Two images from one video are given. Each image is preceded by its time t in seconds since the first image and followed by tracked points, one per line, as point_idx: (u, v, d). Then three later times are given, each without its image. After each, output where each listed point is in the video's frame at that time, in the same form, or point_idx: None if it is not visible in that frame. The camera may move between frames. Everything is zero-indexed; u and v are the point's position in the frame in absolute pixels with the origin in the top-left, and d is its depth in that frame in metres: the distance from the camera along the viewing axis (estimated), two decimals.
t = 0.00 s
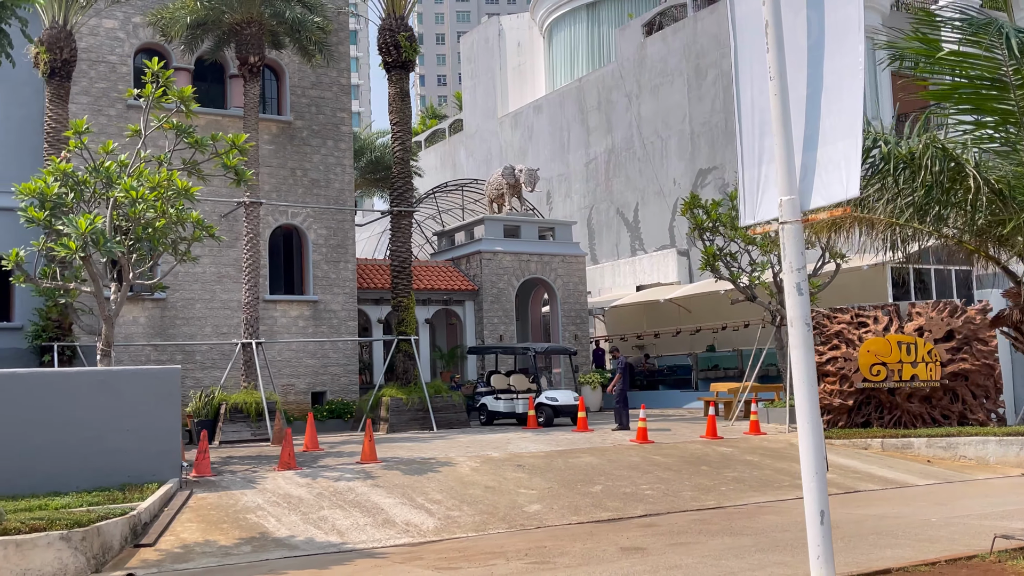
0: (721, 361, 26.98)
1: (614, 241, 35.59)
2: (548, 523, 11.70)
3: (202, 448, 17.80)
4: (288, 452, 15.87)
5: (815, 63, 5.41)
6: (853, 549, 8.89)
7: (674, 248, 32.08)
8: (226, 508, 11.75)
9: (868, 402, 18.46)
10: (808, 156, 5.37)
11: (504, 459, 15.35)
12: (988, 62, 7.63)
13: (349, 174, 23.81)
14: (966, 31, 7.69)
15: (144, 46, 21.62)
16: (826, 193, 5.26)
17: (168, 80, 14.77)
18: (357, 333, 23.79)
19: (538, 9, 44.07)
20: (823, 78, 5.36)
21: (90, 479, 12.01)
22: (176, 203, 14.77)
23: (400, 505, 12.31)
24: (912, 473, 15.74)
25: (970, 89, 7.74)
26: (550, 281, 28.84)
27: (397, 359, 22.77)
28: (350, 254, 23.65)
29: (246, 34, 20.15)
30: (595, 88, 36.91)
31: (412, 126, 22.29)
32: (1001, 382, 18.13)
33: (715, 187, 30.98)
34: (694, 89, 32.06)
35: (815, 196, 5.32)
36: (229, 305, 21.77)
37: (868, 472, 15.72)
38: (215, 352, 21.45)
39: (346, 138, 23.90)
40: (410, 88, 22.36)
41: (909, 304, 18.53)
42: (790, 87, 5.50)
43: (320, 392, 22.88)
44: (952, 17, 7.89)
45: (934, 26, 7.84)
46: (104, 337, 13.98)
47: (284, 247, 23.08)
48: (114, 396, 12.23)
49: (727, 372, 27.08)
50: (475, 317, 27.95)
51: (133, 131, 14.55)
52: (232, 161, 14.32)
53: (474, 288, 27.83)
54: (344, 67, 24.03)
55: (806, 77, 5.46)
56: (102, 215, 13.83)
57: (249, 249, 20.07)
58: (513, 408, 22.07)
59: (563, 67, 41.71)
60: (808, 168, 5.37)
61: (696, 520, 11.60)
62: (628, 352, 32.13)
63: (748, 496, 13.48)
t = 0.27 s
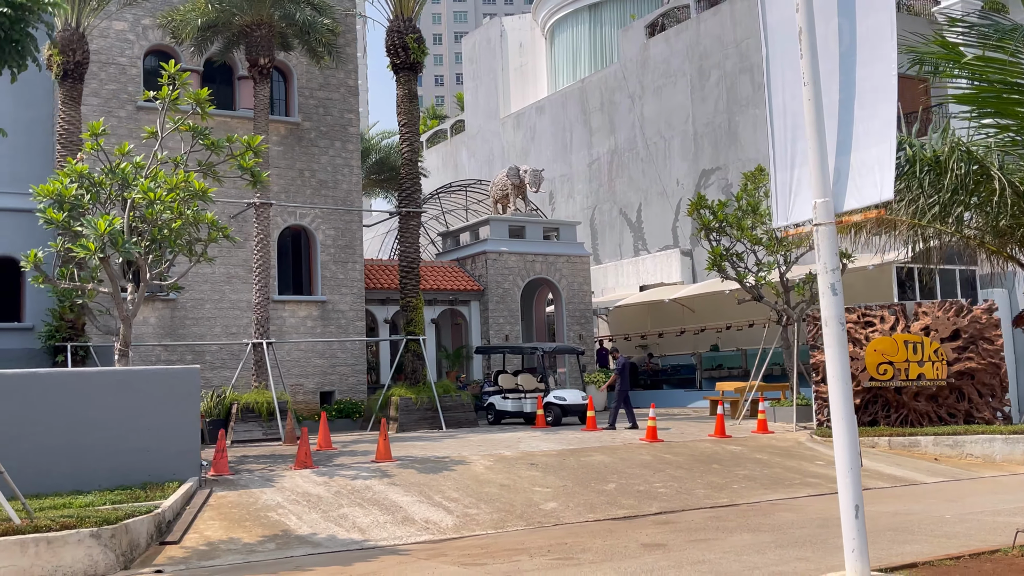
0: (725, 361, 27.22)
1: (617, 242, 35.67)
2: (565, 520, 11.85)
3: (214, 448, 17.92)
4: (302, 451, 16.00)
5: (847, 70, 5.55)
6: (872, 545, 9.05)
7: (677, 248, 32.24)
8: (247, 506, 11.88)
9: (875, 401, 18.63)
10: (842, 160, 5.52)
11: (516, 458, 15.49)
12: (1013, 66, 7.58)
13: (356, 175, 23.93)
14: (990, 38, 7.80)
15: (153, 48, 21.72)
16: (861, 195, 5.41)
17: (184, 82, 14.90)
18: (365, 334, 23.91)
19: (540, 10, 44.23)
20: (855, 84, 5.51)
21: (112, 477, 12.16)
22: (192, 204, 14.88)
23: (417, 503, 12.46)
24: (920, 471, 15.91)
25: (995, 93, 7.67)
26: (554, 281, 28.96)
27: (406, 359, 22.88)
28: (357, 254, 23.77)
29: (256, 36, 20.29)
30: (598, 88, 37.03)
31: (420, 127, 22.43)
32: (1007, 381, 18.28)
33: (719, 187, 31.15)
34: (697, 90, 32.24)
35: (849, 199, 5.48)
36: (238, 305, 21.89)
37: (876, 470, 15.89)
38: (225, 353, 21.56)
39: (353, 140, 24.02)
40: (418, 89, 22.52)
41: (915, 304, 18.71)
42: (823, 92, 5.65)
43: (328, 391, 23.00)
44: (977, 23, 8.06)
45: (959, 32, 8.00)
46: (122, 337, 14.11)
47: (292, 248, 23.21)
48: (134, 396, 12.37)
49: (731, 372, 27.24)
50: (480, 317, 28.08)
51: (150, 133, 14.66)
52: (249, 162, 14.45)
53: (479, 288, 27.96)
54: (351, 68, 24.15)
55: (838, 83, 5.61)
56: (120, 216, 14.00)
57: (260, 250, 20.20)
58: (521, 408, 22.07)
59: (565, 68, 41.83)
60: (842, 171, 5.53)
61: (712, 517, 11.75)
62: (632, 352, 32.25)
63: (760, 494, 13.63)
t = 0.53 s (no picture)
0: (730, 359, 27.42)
1: (621, 240, 35.82)
2: (583, 517, 12.02)
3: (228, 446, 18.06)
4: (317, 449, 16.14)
5: (878, 74, 5.69)
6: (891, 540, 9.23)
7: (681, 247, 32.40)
8: (269, 503, 12.04)
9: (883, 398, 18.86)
10: (874, 162, 5.67)
11: (530, 455, 15.66)
12: None
13: (365, 175, 24.07)
14: (1016, 42, 7.99)
15: (163, 49, 21.82)
16: (894, 197, 5.56)
17: (201, 84, 15.02)
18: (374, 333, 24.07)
19: (543, 10, 44.38)
20: (886, 87, 5.65)
21: (135, 475, 12.32)
22: (209, 204, 15.03)
23: (436, 500, 12.62)
24: (929, 467, 16.10)
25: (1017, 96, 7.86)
26: (560, 280, 29.09)
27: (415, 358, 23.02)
28: (366, 254, 23.92)
29: (267, 38, 20.42)
30: (601, 88, 37.14)
31: (429, 128, 22.59)
32: (1014, 378, 18.47)
33: (724, 187, 31.35)
34: (701, 90, 32.41)
35: (881, 200, 5.63)
36: (249, 305, 22.02)
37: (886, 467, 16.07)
38: (236, 352, 21.70)
39: (362, 140, 24.15)
40: (427, 90, 22.68)
41: (922, 302, 18.86)
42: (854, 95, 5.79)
43: (338, 390, 23.15)
44: (1003, 27, 8.25)
45: (985, 36, 8.20)
46: (141, 337, 14.26)
47: (302, 248, 23.36)
48: (156, 395, 12.55)
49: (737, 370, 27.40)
50: (486, 316, 28.22)
51: (167, 135, 14.80)
52: (266, 163, 14.59)
53: (485, 287, 28.09)
54: (359, 69, 24.28)
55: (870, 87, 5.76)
56: (139, 217, 14.11)
57: (271, 249, 20.33)
58: (529, 406, 22.29)
59: (568, 67, 41.97)
60: (874, 173, 5.68)
61: (728, 513, 11.92)
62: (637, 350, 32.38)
63: (772, 490, 13.81)
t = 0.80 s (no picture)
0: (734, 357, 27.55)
1: (624, 239, 35.97)
2: (600, 512, 12.17)
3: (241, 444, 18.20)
4: (330, 446, 16.28)
5: (906, 77, 5.85)
6: (909, 533, 9.38)
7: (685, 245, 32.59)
8: (288, 500, 12.18)
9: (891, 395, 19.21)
10: (903, 163, 5.83)
11: (543, 452, 15.81)
12: None
13: (372, 174, 24.19)
14: None
15: (172, 50, 21.93)
16: (922, 197, 5.72)
17: (216, 85, 15.14)
18: (381, 331, 24.20)
19: (545, 9, 44.50)
20: (914, 90, 5.81)
21: (156, 472, 12.46)
22: (224, 204, 15.14)
23: (454, 496, 12.76)
24: (937, 463, 16.27)
25: None
26: (566, 279, 29.22)
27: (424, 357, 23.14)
28: (374, 253, 24.05)
29: (277, 38, 20.56)
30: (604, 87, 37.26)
31: (437, 128, 22.72)
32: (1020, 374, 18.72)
33: (727, 185, 31.50)
34: (704, 88, 32.57)
35: (910, 200, 5.78)
36: (258, 304, 22.15)
37: (894, 463, 16.23)
38: (246, 351, 21.84)
39: (369, 140, 24.28)
40: (435, 90, 22.83)
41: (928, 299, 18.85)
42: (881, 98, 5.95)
43: (347, 388, 23.29)
44: None
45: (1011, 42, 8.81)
46: (158, 336, 14.38)
47: (310, 247, 23.49)
48: (177, 394, 12.69)
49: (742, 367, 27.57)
50: (492, 315, 28.35)
51: (183, 135, 14.92)
52: (281, 163, 14.73)
53: (491, 286, 28.21)
54: (367, 69, 24.42)
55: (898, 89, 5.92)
56: (157, 217, 14.23)
57: (282, 249, 20.46)
58: (538, 404, 22.40)
59: (570, 67, 42.13)
60: (903, 174, 5.84)
61: (743, 508, 12.07)
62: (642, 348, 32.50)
63: (784, 486, 13.98)
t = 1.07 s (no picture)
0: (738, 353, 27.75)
1: (627, 237, 36.13)
2: (616, 507, 12.32)
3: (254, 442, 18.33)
4: (344, 443, 16.41)
5: (935, 78, 5.99)
6: (926, 526, 9.54)
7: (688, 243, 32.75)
8: (308, 496, 12.32)
9: (896, 391, 19.31)
10: (932, 162, 5.98)
11: (555, 448, 15.96)
12: None
13: (379, 173, 24.29)
14: None
15: (181, 50, 22.02)
16: (952, 196, 5.87)
17: (231, 85, 15.28)
18: (389, 329, 24.33)
19: (546, 8, 44.60)
20: (942, 91, 5.95)
21: (177, 469, 12.59)
22: (239, 204, 15.29)
23: (471, 492, 12.90)
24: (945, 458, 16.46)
25: None
26: (571, 276, 29.35)
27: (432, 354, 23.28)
28: (382, 252, 24.18)
29: (286, 38, 20.68)
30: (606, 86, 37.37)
31: (444, 127, 22.83)
32: None
33: (730, 183, 31.65)
34: (707, 87, 32.72)
35: (939, 199, 5.93)
36: (268, 302, 22.27)
37: (903, 458, 16.41)
38: (255, 349, 21.97)
39: (376, 139, 24.38)
40: (442, 89, 22.95)
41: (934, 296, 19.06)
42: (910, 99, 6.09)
43: (355, 386, 23.42)
44: None
45: None
46: (175, 334, 14.48)
47: (318, 246, 23.62)
48: (196, 391, 12.81)
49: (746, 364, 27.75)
50: (498, 313, 28.46)
51: (199, 135, 15.05)
52: (296, 162, 14.87)
53: (497, 284, 28.32)
54: (374, 68, 24.53)
55: (926, 90, 6.06)
56: (174, 216, 14.35)
57: (292, 248, 20.58)
58: (546, 401, 22.52)
59: (572, 66, 42.28)
60: (931, 173, 5.99)
61: (758, 502, 12.23)
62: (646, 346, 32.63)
63: (795, 480, 14.14)
